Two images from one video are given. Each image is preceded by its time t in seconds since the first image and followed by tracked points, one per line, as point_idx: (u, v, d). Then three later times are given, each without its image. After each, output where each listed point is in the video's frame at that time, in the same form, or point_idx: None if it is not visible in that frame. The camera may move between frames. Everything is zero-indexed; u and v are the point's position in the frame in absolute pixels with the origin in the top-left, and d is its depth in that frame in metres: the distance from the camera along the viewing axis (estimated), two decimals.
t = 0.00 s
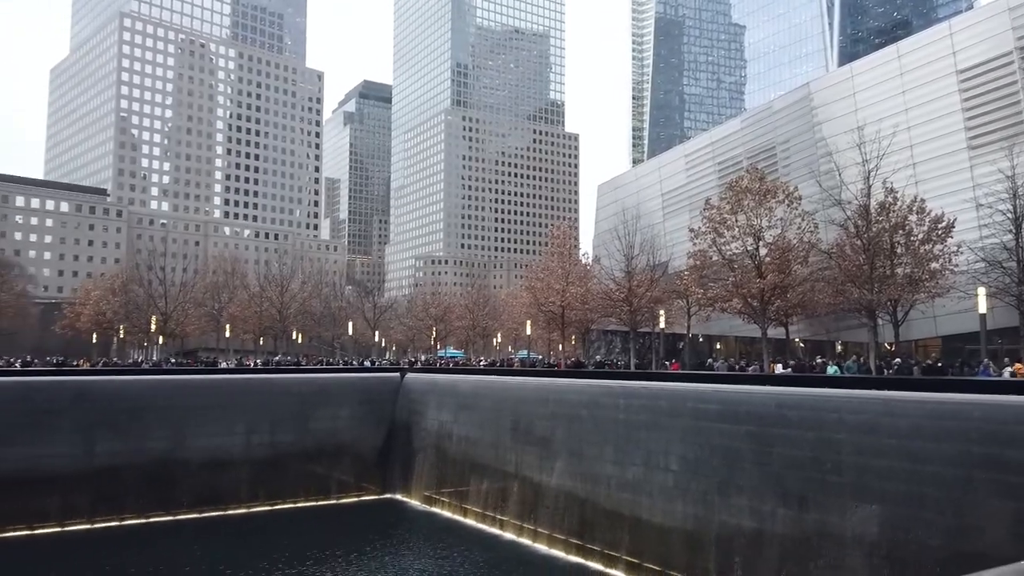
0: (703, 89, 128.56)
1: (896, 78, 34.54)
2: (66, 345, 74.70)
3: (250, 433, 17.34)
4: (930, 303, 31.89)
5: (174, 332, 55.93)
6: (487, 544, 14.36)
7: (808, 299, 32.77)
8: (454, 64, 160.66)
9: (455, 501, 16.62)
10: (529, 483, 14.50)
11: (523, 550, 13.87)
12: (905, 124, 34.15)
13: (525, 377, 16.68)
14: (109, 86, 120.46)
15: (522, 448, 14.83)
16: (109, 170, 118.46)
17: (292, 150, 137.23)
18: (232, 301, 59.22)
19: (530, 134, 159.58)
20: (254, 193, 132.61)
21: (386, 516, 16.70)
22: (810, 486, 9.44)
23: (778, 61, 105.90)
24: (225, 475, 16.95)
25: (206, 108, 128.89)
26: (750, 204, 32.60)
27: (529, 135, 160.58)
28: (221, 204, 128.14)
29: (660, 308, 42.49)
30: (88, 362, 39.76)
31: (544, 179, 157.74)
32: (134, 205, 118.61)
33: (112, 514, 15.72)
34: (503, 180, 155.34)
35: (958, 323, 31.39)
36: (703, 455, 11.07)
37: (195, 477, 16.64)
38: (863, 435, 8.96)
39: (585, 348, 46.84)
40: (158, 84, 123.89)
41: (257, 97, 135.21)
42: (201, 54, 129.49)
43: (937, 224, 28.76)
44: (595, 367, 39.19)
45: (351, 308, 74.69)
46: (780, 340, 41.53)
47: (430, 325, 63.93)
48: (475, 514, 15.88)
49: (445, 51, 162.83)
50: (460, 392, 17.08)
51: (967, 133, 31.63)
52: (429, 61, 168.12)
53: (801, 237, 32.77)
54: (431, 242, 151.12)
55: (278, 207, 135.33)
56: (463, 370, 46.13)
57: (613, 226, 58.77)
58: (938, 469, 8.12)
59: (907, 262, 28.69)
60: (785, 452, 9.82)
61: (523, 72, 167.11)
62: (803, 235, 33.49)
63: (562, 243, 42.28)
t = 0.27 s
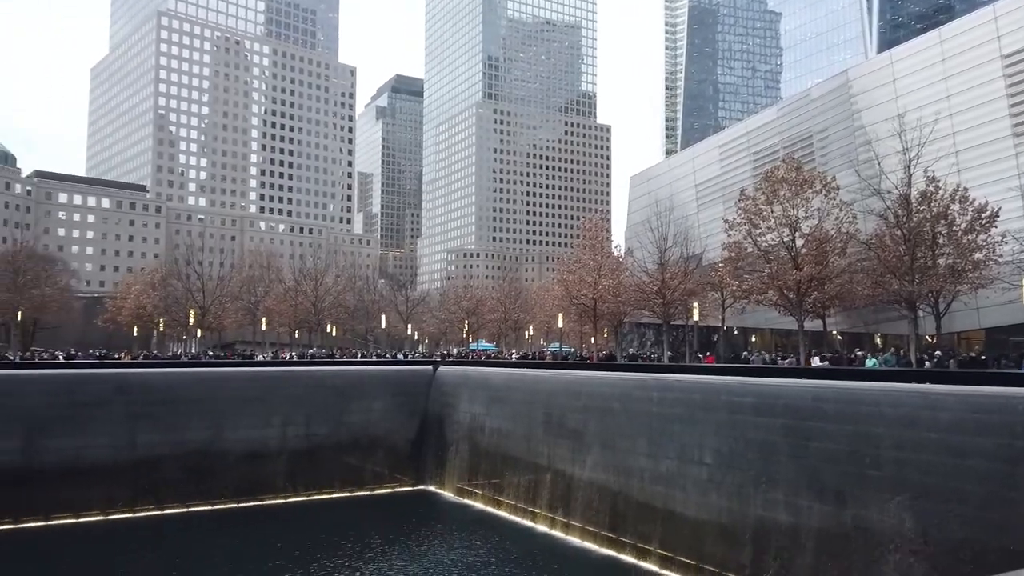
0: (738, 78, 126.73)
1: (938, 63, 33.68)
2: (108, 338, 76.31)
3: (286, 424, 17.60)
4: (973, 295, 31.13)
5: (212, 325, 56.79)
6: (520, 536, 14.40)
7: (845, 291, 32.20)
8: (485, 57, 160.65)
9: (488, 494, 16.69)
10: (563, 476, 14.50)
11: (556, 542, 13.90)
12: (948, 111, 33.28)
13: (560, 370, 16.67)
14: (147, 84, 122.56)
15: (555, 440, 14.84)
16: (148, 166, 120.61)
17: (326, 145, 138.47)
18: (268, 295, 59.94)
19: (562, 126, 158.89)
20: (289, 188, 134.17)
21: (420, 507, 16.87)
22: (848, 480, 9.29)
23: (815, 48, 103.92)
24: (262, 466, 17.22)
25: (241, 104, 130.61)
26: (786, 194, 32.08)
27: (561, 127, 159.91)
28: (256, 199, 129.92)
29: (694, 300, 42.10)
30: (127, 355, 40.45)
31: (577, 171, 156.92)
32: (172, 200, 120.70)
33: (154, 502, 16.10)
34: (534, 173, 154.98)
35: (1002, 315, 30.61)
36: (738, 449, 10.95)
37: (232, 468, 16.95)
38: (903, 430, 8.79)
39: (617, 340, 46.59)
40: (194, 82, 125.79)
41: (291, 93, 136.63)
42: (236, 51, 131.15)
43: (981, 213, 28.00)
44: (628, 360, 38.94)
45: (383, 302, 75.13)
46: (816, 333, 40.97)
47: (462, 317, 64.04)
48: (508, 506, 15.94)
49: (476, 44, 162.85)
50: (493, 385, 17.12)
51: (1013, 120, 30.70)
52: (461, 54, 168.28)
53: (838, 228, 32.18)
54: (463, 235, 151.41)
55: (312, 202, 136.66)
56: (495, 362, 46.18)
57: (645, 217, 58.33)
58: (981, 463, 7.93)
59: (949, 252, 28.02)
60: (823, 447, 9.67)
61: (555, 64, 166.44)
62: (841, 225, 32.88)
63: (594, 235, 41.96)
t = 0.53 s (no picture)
0: (775, 69, 124.70)
1: (982, 52, 32.81)
2: (149, 333, 78.08)
3: (322, 419, 17.82)
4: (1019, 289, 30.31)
5: (249, 321, 57.87)
6: (554, 531, 14.40)
7: (886, 285, 31.55)
8: (517, 52, 160.53)
9: (522, 489, 16.70)
10: (597, 472, 14.45)
11: (591, 538, 13.88)
12: (992, 100, 32.38)
13: (593, 365, 16.61)
14: (185, 85, 124.81)
15: (588, 436, 14.82)
16: (187, 165, 122.90)
17: (359, 142, 139.64)
18: (303, 291, 60.72)
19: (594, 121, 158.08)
20: (323, 185, 135.59)
21: (454, 501, 16.97)
22: (886, 476, 9.13)
23: (854, 38, 101.88)
24: (298, 459, 17.45)
25: (276, 103, 132.32)
26: (823, 187, 31.54)
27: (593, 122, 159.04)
28: (291, 197, 131.53)
29: (729, 295, 41.62)
30: (167, 350, 41.40)
31: (610, 165, 156.05)
32: (210, 198, 122.76)
33: (194, 495, 16.42)
34: (567, 168, 154.48)
35: None
36: (774, 445, 10.82)
37: (269, 461, 17.20)
38: (945, 427, 8.61)
39: (651, 336, 46.28)
40: (230, 81, 127.77)
41: (325, 91, 137.93)
42: (271, 50, 132.78)
43: None
44: (662, 356, 38.68)
45: (416, 298, 75.58)
46: (856, 328, 40.28)
47: (495, 313, 64.21)
48: (542, 501, 15.93)
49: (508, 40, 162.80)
50: (525, 379, 17.15)
51: None
52: (492, 50, 168.33)
53: (878, 221, 31.55)
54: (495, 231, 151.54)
55: (346, 199, 137.98)
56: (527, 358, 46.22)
57: (679, 212, 57.83)
58: None
59: (994, 246, 27.29)
60: (861, 443, 9.52)
61: (587, 58, 165.64)
62: (882, 219, 32.21)
63: (627, 230, 41.65)
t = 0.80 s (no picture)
0: (809, 61, 122.78)
1: None
2: (186, 330, 79.57)
3: (354, 414, 17.99)
4: None
5: (282, 318, 58.60)
6: (585, 528, 14.39)
7: (925, 280, 30.88)
8: (547, 48, 160.21)
9: (553, 485, 16.69)
10: (629, 469, 14.40)
11: (623, 535, 13.83)
12: None
13: (625, 361, 16.52)
14: (219, 85, 126.70)
15: (619, 433, 14.79)
16: (221, 164, 124.76)
17: (390, 140, 140.46)
18: (335, 289, 61.26)
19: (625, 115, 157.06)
20: (354, 183, 136.64)
21: (486, 497, 17.01)
22: (925, 475, 8.95)
23: (892, 28, 99.70)
24: (331, 454, 17.64)
25: (308, 102, 133.68)
26: (860, 180, 30.98)
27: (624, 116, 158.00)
28: (323, 195, 132.82)
29: (763, 291, 41.12)
30: (202, 346, 42.08)
31: (640, 160, 154.98)
32: (244, 197, 124.49)
33: (230, 488, 16.69)
34: (597, 163, 153.76)
35: None
36: (808, 443, 10.68)
37: (302, 455, 17.42)
38: (986, 426, 8.42)
39: (683, 331, 45.94)
40: (263, 81, 129.42)
41: (356, 89, 138.88)
42: (303, 49, 134.07)
43: None
44: (695, 353, 38.31)
45: (447, 294, 75.80)
46: (894, 323, 39.54)
47: (525, 309, 64.14)
48: (573, 497, 15.93)
49: (537, 35, 162.46)
50: (556, 375, 17.14)
51: None
52: (522, 46, 168.11)
53: (916, 215, 30.89)
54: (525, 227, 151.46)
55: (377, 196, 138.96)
56: (559, 354, 46.08)
57: (712, 206, 57.23)
58: None
59: None
60: (899, 442, 9.32)
61: (618, 53, 164.67)
62: (921, 213, 31.56)
63: (658, 225, 41.31)
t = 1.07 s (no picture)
0: (842, 53, 121.07)
1: None
2: (218, 327, 80.76)
3: (383, 410, 18.12)
4: None
5: (311, 314, 59.13)
6: (614, 525, 14.35)
7: (962, 276, 30.25)
8: (574, 43, 159.59)
9: (581, 482, 16.67)
10: (658, 466, 14.31)
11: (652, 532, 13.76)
12: None
13: (653, 358, 16.42)
14: (250, 85, 128.25)
15: (648, 430, 14.72)
16: (252, 163, 126.31)
17: (418, 137, 141.09)
18: (364, 287, 61.68)
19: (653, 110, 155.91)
20: (383, 181, 137.43)
21: (514, 493, 17.03)
22: (962, 472, 8.77)
23: (928, 18, 97.74)
24: (360, 450, 17.81)
25: (337, 100, 134.70)
26: (895, 173, 30.38)
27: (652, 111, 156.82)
28: (352, 192, 133.82)
29: (794, 286, 40.60)
30: (233, 342, 42.62)
31: (669, 155, 153.80)
32: (274, 195, 125.94)
33: (261, 483, 16.90)
34: (625, 158, 152.88)
35: None
36: (840, 440, 10.54)
37: (332, 451, 17.59)
38: None
39: (713, 328, 45.49)
40: (293, 80, 130.72)
41: (384, 87, 139.61)
42: (331, 48, 135.08)
43: None
44: (726, 350, 37.90)
45: (475, 291, 75.95)
46: (930, 320, 38.80)
47: (553, 306, 64.02)
48: (601, 495, 15.90)
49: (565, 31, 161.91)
50: (583, 372, 17.10)
51: None
52: (549, 41, 167.69)
53: (953, 208, 30.24)
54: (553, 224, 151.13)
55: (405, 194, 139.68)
56: (587, 351, 45.90)
57: (742, 201, 56.59)
58: None
59: None
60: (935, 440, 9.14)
61: (646, 47, 163.50)
62: (958, 207, 30.86)
63: (687, 221, 40.91)
